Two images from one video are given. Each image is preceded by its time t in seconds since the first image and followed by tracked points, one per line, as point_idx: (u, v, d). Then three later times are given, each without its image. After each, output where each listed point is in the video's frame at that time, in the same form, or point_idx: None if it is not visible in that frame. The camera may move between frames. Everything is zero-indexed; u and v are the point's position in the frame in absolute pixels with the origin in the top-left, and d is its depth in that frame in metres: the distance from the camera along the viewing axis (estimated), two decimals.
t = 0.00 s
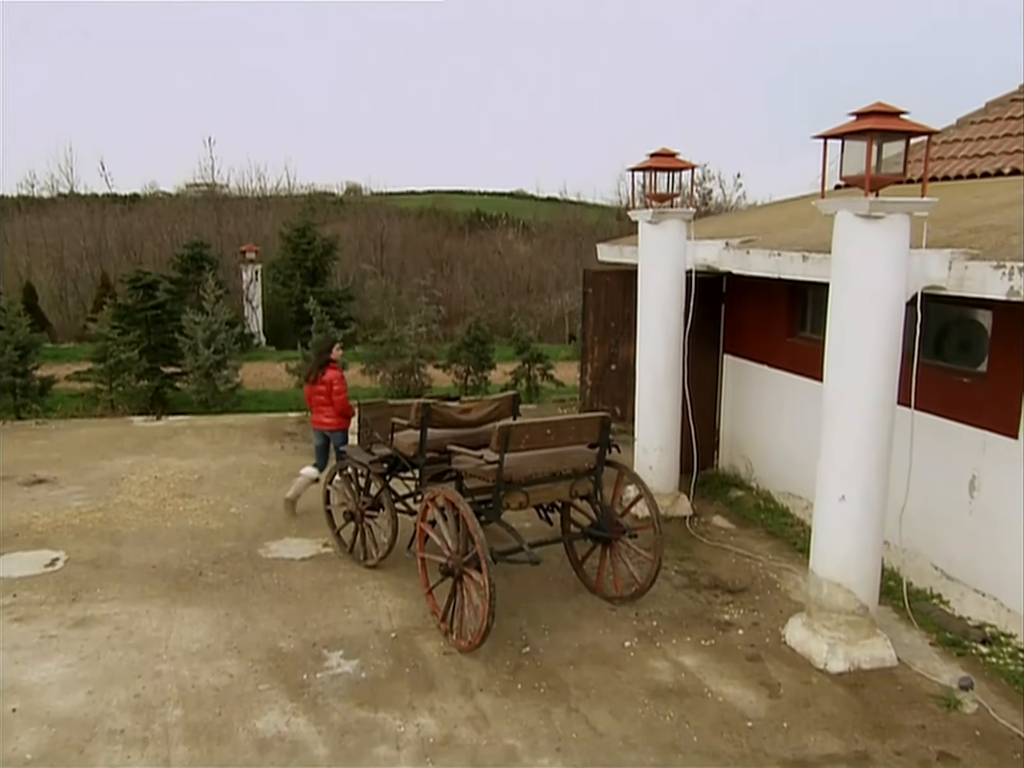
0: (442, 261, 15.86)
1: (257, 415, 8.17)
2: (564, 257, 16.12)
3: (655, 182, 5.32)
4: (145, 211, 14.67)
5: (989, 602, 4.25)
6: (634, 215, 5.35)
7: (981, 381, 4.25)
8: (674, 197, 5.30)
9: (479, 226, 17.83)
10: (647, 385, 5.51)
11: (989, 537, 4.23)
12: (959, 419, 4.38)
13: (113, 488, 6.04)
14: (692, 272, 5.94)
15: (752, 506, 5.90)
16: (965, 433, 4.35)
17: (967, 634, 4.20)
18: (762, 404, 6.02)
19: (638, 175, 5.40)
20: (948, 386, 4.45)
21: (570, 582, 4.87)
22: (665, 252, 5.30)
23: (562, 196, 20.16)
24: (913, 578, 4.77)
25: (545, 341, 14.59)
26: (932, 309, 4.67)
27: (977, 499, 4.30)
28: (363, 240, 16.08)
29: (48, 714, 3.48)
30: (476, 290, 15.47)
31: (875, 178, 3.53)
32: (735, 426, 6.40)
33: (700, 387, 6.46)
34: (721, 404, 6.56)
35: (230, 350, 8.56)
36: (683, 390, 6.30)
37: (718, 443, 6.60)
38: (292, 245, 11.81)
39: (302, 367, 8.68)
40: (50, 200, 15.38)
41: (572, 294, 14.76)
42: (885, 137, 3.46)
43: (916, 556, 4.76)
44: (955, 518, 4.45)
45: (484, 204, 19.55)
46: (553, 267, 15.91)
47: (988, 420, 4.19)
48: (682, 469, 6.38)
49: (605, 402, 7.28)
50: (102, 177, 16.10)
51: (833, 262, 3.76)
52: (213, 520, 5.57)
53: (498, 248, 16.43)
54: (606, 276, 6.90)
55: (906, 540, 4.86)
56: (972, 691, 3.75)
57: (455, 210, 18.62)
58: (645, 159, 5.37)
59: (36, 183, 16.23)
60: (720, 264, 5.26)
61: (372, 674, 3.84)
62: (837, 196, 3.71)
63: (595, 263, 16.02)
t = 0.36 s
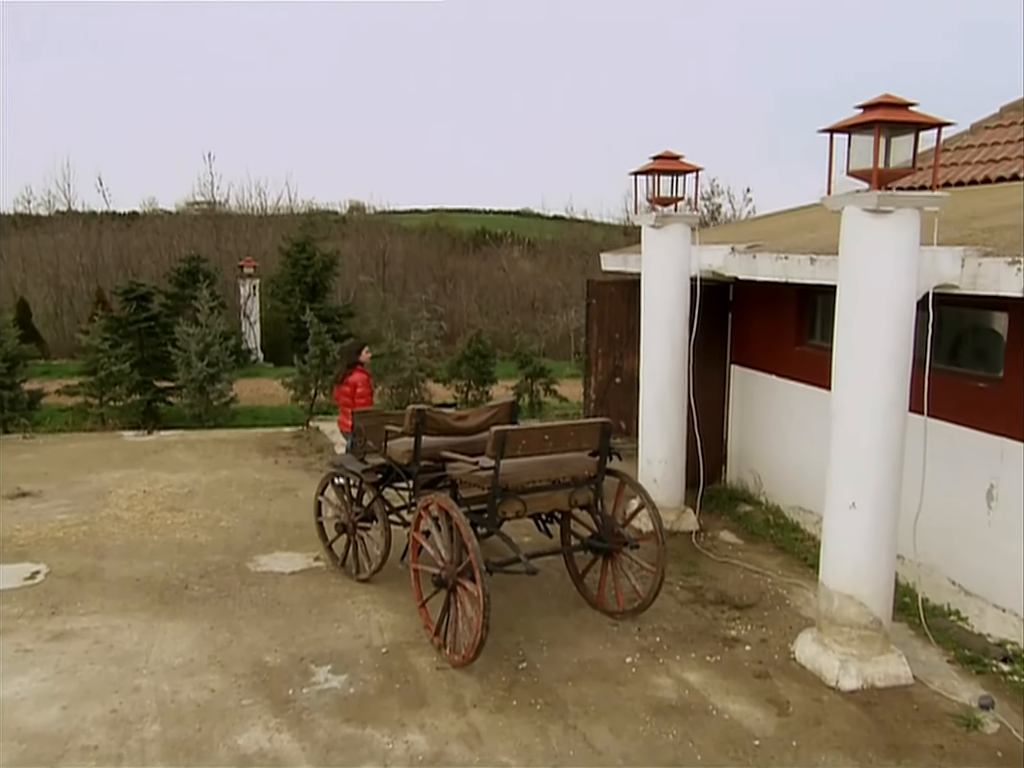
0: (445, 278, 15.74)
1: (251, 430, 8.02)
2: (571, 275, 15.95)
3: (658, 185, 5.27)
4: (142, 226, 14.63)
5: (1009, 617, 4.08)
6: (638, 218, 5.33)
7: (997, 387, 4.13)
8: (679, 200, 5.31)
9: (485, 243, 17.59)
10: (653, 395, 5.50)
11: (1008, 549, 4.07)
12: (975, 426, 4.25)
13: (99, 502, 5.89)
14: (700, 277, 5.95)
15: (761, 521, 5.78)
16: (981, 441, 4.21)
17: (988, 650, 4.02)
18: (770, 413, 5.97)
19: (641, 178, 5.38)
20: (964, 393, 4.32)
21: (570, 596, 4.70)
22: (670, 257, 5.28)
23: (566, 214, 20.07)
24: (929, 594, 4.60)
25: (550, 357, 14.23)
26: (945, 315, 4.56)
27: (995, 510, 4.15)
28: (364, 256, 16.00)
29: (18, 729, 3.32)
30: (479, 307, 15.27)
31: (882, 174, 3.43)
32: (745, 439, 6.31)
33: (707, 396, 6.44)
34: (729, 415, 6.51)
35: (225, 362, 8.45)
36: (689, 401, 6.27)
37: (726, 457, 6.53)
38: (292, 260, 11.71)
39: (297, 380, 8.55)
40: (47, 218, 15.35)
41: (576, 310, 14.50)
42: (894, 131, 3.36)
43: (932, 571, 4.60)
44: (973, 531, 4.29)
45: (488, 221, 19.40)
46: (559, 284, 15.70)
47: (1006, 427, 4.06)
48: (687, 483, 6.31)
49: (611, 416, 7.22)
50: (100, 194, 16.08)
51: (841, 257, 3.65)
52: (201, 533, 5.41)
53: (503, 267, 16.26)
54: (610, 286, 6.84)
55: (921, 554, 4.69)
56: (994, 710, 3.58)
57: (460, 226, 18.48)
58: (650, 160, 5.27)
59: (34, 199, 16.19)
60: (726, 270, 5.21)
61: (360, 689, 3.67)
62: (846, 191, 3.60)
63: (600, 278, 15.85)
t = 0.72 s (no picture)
0: (446, 292, 15.63)
1: (241, 444, 7.87)
2: (574, 289, 15.70)
3: (654, 188, 5.19)
4: (137, 242, 14.58)
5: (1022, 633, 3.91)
6: (634, 223, 5.34)
7: (1007, 392, 3.99)
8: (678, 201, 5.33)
9: (488, 262, 17.40)
10: (650, 404, 5.47)
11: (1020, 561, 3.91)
12: (985, 433, 4.10)
13: (79, 515, 5.74)
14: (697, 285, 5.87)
15: (764, 536, 5.64)
16: (991, 448, 4.07)
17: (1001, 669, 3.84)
18: (772, 423, 5.86)
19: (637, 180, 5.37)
20: (969, 397, 4.20)
21: (562, 610, 4.54)
22: (665, 264, 5.31)
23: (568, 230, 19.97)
24: (938, 610, 4.43)
25: (553, 375, 14.07)
26: (951, 319, 4.43)
27: (1005, 519, 3.99)
28: (364, 271, 15.90)
29: None
30: (481, 322, 15.15)
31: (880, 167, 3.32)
32: (748, 452, 6.19)
33: (709, 406, 6.34)
34: (731, 428, 6.39)
35: (213, 374, 8.35)
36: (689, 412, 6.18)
37: (729, 470, 6.41)
38: (288, 275, 11.56)
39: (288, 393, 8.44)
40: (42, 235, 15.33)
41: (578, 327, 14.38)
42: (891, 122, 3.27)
43: (940, 586, 4.43)
44: (983, 542, 4.13)
45: (490, 237, 19.21)
46: (564, 300, 15.44)
47: (1016, 433, 3.92)
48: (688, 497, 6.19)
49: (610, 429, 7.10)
50: (95, 210, 16.06)
51: (838, 253, 3.55)
52: (181, 546, 5.26)
53: (506, 283, 16.06)
54: (609, 296, 6.78)
55: (929, 568, 4.52)
56: (1005, 730, 3.40)
57: (462, 242, 18.29)
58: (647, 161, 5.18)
59: (30, 216, 16.13)
60: (725, 275, 5.23)
61: (337, 704, 3.51)
62: (843, 187, 3.49)
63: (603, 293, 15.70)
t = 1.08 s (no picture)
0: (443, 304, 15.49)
1: (222, 455, 7.72)
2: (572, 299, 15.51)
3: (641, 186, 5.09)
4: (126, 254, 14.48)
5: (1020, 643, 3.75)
6: (621, 222, 5.29)
7: (1003, 391, 3.86)
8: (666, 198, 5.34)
9: (489, 270, 17.05)
10: (637, 408, 5.36)
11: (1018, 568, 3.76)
12: (981, 435, 3.97)
13: (47, 525, 5.58)
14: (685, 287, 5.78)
15: (757, 547, 5.50)
16: (988, 451, 3.93)
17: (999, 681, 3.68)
18: (766, 430, 5.73)
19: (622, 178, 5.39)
20: (963, 398, 4.07)
21: (542, 620, 4.38)
22: (651, 263, 5.22)
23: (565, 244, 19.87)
24: (934, 621, 4.27)
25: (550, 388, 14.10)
26: (945, 319, 4.31)
27: (1003, 525, 3.85)
28: (360, 282, 15.75)
29: None
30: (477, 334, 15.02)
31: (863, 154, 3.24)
32: (742, 460, 6.05)
33: (701, 413, 6.23)
34: (723, 436, 6.27)
35: (194, 382, 8.28)
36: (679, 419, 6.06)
37: (723, 480, 6.27)
38: (279, 284, 11.47)
39: (271, 402, 8.33)
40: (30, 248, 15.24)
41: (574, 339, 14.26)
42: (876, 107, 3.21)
43: (937, 595, 4.27)
44: (980, 549, 3.98)
45: (489, 248, 19.08)
46: (563, 311, 15.31)
47: (1013, 435, 3.78)
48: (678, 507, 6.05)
49: (602, 437, 7.14)
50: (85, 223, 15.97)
51: (820, 244, 3.44)
52: (150, 557, 5.10)
53: (504, 293, 15.90)
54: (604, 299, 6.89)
55: (924, 578, 4.37)
56: (1000, 743, 3.23)
57: (461, 253, 18.11)
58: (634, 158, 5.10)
59: (17, 228, 16.01)
60: (715, 275, 5.14)
61: (300, 715, 3.35)
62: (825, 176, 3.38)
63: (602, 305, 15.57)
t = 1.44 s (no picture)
0: (443, 312, 15.39)
1: (205, 463, 7.59)
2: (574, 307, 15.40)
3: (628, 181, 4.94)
4: (117, 263, 14.41)
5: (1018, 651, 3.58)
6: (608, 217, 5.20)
7: (998, 388, 3.71)
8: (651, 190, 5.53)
9: (492, 278, 16.88)
10: (625, 409, 5.21)
11: (1015, 572, 3.60)
12: (976, 434, 3.82)
13: (14, 532, 5.43)
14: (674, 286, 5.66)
15: (751, 554, 5.34)
16: (983, 450, 3.78)
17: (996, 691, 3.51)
18: (761, 434, 5.58)
19: (609, 172, 5.34)
20: (958, 396, 3.93)
21: (520, 628, 4.22)
22: (638, 259, 5.10)
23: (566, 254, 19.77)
24: (929, 629, 4.10)
25: (549, 397, 13.97)
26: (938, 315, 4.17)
27: (999, 527, 3.69)
28: (359, 288, 15.61)
29: None
30: (477, 342, 14.91)
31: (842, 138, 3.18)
32: (737, 465, 5.90)
33: (694, 417, 6.10)
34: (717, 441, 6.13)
35: (176, 387, 8.26)
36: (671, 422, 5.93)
37: (718, 486, 6.12)
38: (272, 291, 11.37)
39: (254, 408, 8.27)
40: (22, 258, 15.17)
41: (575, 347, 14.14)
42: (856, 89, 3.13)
43: (933, 603, 4.10)
44: (976, 553, 3.82)
45: (492, 257, 18.98)
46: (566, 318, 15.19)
47: (1009, 433, 3.64)
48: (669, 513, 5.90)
49: (596, 442, 7.09)
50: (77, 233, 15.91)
51: (801, 231, 3.32)
52: (117, 564, 4.95)
53: (506, 302, 15.80)
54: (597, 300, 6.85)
55: (919, 584, 4.20)
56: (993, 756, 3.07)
57: (463, 260, 17.99)
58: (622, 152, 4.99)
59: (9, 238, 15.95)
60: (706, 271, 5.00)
61: (258, 723, 3.20)
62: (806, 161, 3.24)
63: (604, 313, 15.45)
